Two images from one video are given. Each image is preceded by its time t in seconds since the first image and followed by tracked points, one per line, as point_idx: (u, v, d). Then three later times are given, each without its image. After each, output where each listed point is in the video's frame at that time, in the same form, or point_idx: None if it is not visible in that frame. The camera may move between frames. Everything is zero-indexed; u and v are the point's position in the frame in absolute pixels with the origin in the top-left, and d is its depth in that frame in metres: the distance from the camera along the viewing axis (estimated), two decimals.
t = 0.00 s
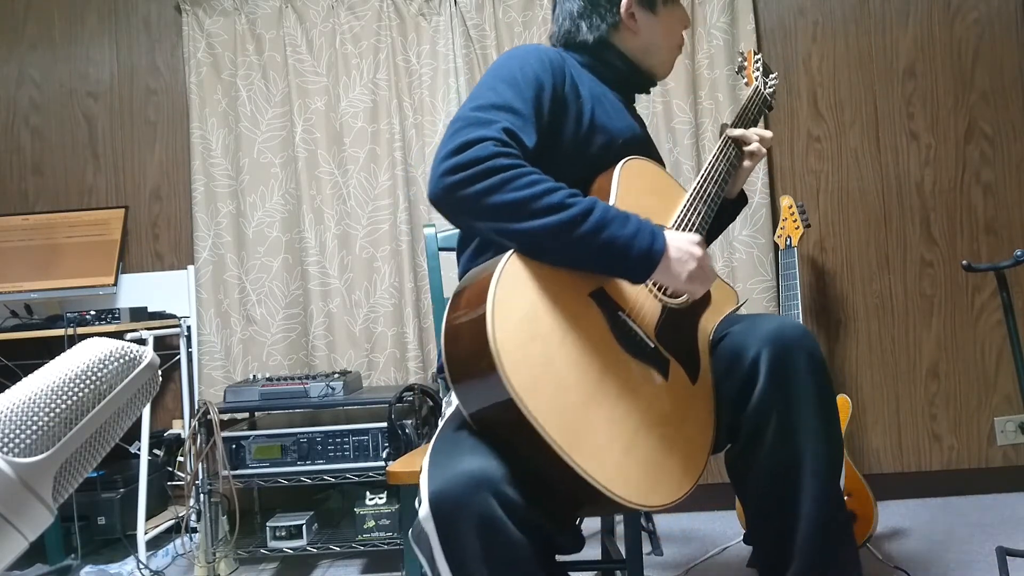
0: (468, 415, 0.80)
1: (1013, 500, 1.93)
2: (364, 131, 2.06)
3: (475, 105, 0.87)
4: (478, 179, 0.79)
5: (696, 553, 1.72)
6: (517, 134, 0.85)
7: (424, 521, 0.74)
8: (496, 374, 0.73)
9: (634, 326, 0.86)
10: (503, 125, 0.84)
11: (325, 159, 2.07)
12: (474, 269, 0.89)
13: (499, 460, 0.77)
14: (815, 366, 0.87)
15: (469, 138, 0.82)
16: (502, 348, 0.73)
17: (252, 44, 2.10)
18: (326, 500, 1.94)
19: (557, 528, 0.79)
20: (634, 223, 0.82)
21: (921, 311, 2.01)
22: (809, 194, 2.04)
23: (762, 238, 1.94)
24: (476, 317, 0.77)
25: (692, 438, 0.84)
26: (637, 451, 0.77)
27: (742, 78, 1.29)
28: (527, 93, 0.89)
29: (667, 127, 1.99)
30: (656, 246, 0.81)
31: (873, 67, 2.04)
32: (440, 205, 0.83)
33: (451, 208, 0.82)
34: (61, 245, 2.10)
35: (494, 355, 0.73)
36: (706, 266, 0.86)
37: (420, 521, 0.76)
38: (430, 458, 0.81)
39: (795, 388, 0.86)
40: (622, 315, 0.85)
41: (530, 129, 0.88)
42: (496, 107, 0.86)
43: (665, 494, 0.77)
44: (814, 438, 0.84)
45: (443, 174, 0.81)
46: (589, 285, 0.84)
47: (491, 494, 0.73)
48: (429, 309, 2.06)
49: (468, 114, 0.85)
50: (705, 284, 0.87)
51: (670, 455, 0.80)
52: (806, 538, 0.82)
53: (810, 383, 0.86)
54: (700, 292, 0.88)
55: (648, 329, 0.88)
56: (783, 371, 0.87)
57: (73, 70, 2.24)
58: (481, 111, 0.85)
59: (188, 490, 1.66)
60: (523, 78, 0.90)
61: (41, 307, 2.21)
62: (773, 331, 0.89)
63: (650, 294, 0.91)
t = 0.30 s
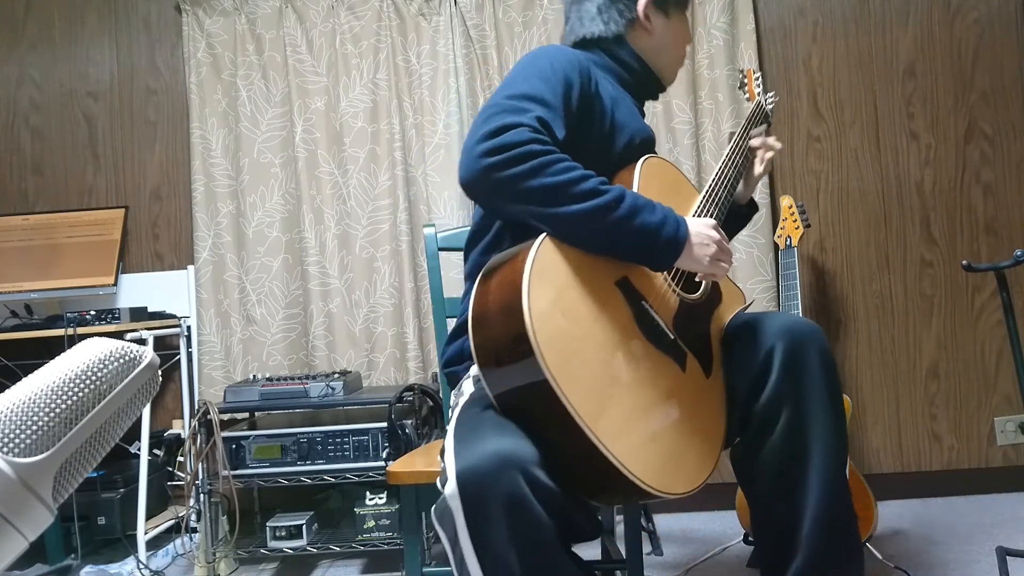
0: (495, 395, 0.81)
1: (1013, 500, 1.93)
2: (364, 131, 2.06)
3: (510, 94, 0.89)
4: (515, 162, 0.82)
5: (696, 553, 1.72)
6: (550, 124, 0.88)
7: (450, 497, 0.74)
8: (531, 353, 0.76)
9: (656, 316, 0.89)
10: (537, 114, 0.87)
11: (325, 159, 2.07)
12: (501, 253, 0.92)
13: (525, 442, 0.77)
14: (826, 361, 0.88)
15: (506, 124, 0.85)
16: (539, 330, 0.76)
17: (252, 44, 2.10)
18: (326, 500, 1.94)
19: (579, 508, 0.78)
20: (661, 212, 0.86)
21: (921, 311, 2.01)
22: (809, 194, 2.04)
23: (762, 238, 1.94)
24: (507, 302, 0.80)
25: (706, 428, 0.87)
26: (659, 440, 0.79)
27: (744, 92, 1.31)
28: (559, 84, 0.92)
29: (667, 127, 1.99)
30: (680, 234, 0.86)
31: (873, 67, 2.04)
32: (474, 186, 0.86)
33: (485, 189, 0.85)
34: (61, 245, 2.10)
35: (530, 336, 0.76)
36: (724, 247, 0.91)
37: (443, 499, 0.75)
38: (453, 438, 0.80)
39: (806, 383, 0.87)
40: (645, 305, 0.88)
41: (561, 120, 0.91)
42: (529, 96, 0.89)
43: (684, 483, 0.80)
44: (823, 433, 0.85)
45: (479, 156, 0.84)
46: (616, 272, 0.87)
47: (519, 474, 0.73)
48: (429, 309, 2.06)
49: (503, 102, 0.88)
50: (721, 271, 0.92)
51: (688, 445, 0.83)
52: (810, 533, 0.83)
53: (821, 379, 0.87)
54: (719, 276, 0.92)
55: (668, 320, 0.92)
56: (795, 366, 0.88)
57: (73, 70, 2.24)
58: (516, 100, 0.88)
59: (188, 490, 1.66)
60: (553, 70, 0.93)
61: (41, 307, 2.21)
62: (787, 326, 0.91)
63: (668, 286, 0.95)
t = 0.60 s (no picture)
0: (512, 382, 0.81)
1: (1013, 500, 1.93)
2: (364, 131, 2.06)
3: (534, 86, 0.91)
4: (535, 149, 0.83)
5: (696, 553, 1.72)
6: (571, 117, 0.89)
7: (471, 478, 0.73)
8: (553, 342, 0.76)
9: (670, 310, 0.90)
10: (559, 107, 0.88)
11: (325, 159, 2.07)
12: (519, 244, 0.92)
13: (544, 429, 0.76)
14: (834, 360, 0.89)
15: (528, 113, 0.86)
16: (561, 315, 0.77)
17: (252, 44, 2.10)
18: (326, 500, 1.94)
19: (593, 496, 0.77)
20: (678, 211, 0.86)
21: (921, 311, 2.01)
22: (809, 194, 2.04)
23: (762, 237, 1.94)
24: (528, 288, 0.80)
25: (718, 422, 0.87)
26: (674, 432, 0.80)
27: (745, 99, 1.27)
28: (582, 80, 0.93)
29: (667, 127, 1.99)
30: (695, 234, 0.85)
31: (873, 67, 2.04)
32: (493, 172, 0.87)
33: (504, 176, 0.86)
34: (61, 245, 2.10)
35: (554, 323, 0.76)
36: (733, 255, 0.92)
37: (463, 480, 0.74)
38: (473, 422, 0.80)
39: (814, 383, 0.87)
40: (660, 300, 0.89)
41: (582, 114, 0.92)
42: (552, 88, 0.90)
43: (697, 474, 0.80)
44: (828, 434, 0.85)
45: (500, 140, 0.86)
46: (633, 267, 0.88)
47: (539, 458, 0.72)
48: (429, 309, 2.05)
49: (526, 93, 0.90)
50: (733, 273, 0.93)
51: (701, 438, 0.83)
52: (811, 533, 0.83)
53: (828, 379, 0.87)
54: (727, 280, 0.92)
55: (682, 316, 0.93)
56: (803, 365, 0.89)
57: (74, 70, 2.24)
58: (539, 93, 0.89)
59: (188, 489, 1.65)
60: (577, 66, 0.94)
61: (41, 307, 2.21)
62: (796, 326, 0.91)
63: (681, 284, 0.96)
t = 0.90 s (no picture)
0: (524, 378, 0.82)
1: (1013, 500, 1.93)
2: (364, 131, 2.06)
3: (550, 83, 0.91)
4: (549, 144, 0.83)
5: (696, 553, 1.72)
6: (587, 114, 0.89)
7: (486, 474, 0.73)
8: (571, 341, 0.76)
9: (681, 312, 0.90)
10: (575, 104, 0.88)
11: (325, 159, 2.07)
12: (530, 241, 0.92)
13: (556, 426, 0.77)
14: (838, 362, 0.89)
15: (543, 108, 0.86)
16: (580, 312, 0.77)
17: (252, 44, 2.10)
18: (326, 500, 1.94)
19: (602, 495, 0.77)
20: (691, 211, 0.85)
21: (921, 312, 2.01)
22: (809, 194, 2.04)
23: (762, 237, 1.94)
24: (544, 287, 0.81)
25: (725, 424, 0.87)
26: (685, 433, 0.80)
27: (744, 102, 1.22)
28: (600, 78, 0.93)
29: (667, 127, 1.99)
30: (708, 236, 0.85)
31: (872, 67, 2.04)
32: (506, 166, 0.87)
33: (517, 170, 0.86)
34: (61, 245, 2.10)
35: (572, 321, 0.76)
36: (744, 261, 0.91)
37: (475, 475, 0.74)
38: (486, 417, 0.80)
39: (818, 385, 0.87)
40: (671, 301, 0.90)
41: (597, 113, 0.92)
42: (569, 84, 0.90)
43: (706, 475, 0.80)
44: (831, 435, 0.85)
45: (514, 134, 0.86)
46: (645, 267, 0.88)
47: (551, 454, 0.73)
48: (429, 309, 2.05)
49: (542, 89, 0.90)
50: (744, 277, 0.93)
51: (709, 440, 0.83)
52: (813, 534, 0.83)
53: (832, 380, 0.87)
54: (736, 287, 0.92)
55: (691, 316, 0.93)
56: (808, 367, 0.89)
57: (74, 71, 2.24)
58: (556, 89, 0.90)
59: (188, 489, 1.65)
60: (595, 65, 0.94)
61: (41, 307, 2.21)
62: (801, 328, 0.92)
63: (691, 285, 0.96)
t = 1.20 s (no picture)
0: (529, 379, 0.83)
1: (1013, 499, 1.93)
2: (364, 131, 2.06)
3: (558, 85, 0.91)
4: (556, 148, 0.83)
5: (696, 553, 1.72)
6: (594, 117, 0.89)
7: (490, 480, 0.73)
8: (579, 346, 0.76)
9: (686, 316, 0.91)
10: (582, 106, 0.88)
11: (325, 159, 2.07)
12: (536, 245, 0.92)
13: (561, 431, 0.77)
14: (841, 364, 0.89)
15: (551, 111, 0.86)
16: (586, 317, 0.77)
17: (252, 44, 2.10)
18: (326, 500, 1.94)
19: (603, 498, 0.78)
20: (698, 215, 0.85)
21: (921, 312, 2.01)
22: (809, 194, 2.04)
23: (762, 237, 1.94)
24: (551, 291, 0.80)
25: (729, 428, 0.88)
26: (690, 438, 0.80)
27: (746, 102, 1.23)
28: (608, 81, 0.93)
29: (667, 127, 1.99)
30: (715, 240, 0.85)
31: (873, 67, 2.04)
32: (513, 169, 0.87)
33: (524, 173, 0.86)
34: (61, 245, 2.10)
35: (579, 326, 0.76)
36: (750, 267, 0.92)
37: (479, 481, 0.74)
38: (490, 422, 0.80)
39: (820, 386, 0.87)
40: (677, 306, 0.90)
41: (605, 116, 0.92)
42: (577, 87, 0.90)
43: (710, 480, 0.80)
44: (832, 436, 0.85)
45: (521, 137, 0.85)
46: (651, 272, 0.89)
47: (555, 459, 0.72)
48: (429, 309, 2.05)
49: (550, 92, 0.90)
50: (750, 283, 0.93)
51: (713, 445, 0.83)
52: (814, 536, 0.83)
53: (834, 382, 0.87)
54: (740, 293, 0.93)
55: (695, 319, 0.93)
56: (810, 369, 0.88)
57: (74, 70, 2.24)
58: (564, 91, 0.89)
59: (188, 489, 1.65)
60: (603, 69, 0.94)
61: (41, 307, 2.21)
62: (803, 330, 0.91)
63: (695, 289, 0.96)
